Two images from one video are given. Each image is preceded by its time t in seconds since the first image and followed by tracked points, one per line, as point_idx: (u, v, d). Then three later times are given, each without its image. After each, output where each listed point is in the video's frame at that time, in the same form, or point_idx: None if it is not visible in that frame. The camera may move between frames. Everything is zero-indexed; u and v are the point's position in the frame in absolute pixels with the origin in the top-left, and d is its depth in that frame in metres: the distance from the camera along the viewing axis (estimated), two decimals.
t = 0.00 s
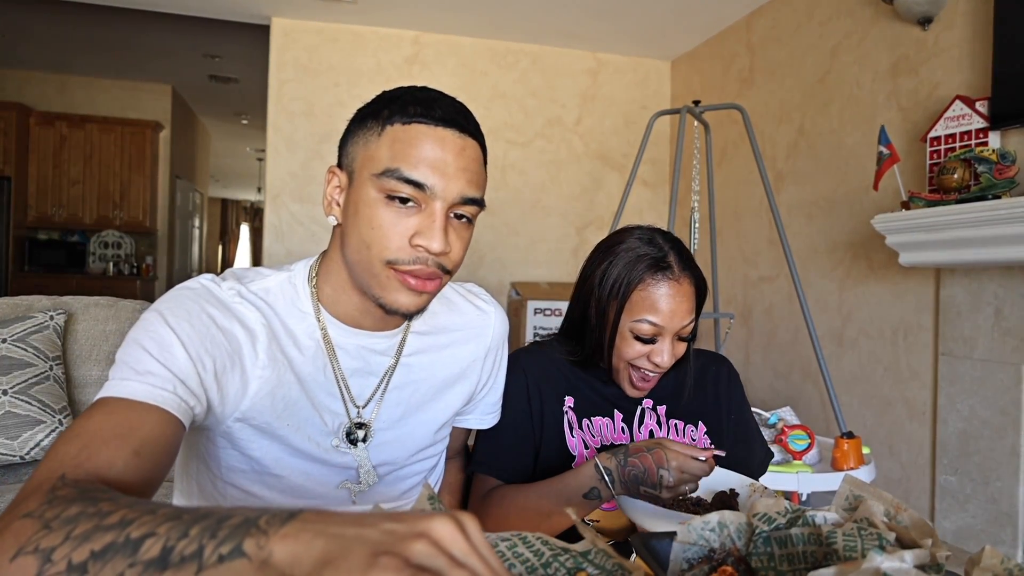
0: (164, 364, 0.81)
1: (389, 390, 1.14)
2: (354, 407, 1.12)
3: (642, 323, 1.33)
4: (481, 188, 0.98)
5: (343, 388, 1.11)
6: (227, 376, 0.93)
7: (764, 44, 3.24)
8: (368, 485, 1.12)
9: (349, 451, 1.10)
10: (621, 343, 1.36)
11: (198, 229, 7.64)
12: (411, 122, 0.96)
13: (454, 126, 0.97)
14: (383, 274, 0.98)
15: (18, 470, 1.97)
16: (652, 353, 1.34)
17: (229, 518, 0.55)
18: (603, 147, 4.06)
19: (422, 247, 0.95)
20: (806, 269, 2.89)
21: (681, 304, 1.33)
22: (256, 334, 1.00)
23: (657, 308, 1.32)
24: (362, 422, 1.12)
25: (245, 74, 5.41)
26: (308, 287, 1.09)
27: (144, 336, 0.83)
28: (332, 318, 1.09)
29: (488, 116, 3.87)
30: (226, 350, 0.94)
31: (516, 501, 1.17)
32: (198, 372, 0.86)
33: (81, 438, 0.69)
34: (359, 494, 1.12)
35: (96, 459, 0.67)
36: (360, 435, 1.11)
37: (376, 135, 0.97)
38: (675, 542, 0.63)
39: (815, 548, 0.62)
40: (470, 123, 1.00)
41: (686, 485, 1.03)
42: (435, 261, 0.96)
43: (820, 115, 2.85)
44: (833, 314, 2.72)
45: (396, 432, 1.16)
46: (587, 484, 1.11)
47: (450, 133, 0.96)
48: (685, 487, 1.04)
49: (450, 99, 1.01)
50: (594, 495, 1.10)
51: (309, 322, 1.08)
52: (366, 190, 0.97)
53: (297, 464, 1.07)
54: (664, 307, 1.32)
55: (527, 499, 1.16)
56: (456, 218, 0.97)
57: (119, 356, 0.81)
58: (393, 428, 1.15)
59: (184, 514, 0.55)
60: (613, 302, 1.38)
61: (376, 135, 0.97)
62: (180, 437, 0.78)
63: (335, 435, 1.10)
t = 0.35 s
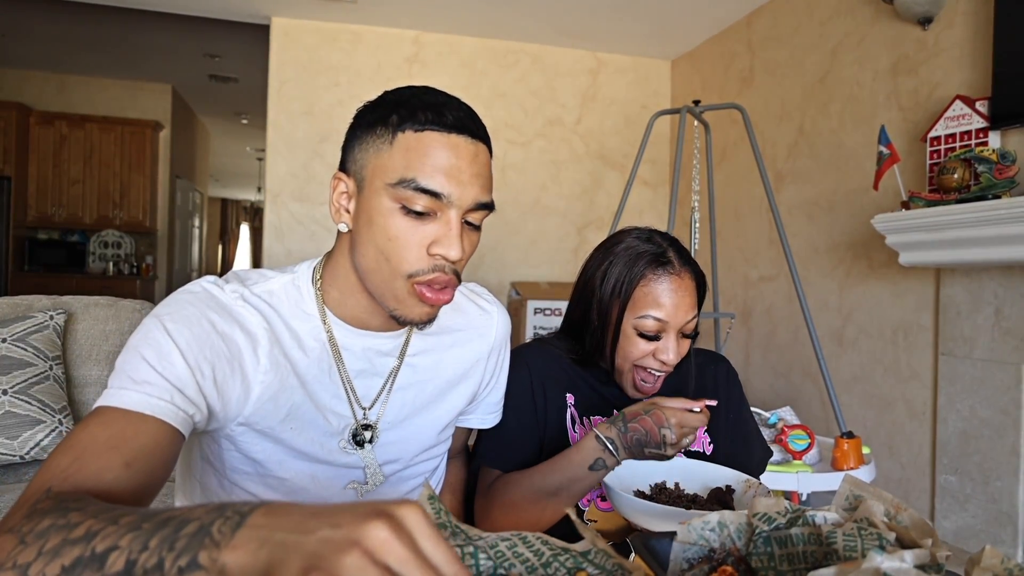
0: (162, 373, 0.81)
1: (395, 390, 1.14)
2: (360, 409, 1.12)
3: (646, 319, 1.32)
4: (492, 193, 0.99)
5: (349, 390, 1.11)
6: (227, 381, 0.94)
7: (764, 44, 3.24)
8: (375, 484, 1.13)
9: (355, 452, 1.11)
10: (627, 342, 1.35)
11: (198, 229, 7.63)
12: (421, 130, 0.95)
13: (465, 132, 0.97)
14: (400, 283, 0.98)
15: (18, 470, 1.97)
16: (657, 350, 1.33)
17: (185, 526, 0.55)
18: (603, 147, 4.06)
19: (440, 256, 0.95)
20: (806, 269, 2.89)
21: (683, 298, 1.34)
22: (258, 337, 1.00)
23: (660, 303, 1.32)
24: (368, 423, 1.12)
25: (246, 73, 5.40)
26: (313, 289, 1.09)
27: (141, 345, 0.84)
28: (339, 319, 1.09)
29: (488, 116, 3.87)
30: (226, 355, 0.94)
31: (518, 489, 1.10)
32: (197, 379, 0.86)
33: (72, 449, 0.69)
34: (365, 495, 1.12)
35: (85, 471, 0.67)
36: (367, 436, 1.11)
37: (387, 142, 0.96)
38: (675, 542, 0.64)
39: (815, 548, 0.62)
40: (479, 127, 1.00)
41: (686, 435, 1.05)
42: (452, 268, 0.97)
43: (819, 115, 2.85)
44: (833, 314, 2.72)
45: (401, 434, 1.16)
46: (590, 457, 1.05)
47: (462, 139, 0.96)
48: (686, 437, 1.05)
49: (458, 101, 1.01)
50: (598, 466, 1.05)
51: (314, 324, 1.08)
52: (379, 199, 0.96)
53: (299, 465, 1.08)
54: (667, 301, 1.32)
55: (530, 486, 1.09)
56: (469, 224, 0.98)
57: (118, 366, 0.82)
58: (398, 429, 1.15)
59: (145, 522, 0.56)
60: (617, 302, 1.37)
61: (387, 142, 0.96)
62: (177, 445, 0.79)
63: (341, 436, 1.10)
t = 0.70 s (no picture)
0: (153, 387, 0.81)
1: (394, 391, 1.14)
2: (360, 411, 1.12)
3: (638, 295, 1.30)
4: (490, 190, 0.99)
5: (348, 392, 1.11)
6: (223, 389, 0.94)
7: (764, 44, 3.24)
8: (375, 486, 1.13)
9: (356, 453, 1.12)
10: (623, 325, 1.32)
11: (198, 229, 7.64)
12: (417, 131, 0.95)
13: (461, 131, 0.97)
14: (405, 285, 0.97)
15: (18, 470, 1.97)
16: (655, 328, 1.30)
17: (148, 538, 0.53)
18: (603, 147, 4.06)
19: (443, 257, 0.95)
20: (806, 269, 2.89)
21: (673, 272, 1.32)
22: (253, 343, 1.00)
23: (650, 278, 1.30)
24: (368, 424, 1.12)
25: (246, 74, 5.41)
26: (310, 292, 1.09)
27: (133, 359, 0.84)
28: (337, 321, 1.09)
29: (489, 116, 3.87)
30: (221, 363, 0.94)
31: (526, 457, 1.09)
32: (189, 391, 0.86)
33: (60, 466, 0.70)
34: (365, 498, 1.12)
35: (70, 487, 0.67)
36: (367, 438, 1.12)
37: (383, 144, 0.96)
38: (675, 542, 0.64)
39: (815, 548, 0.62)
40: (473, 125, 1.00)
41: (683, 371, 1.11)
42: (456, 268, 0.97)
43: (820, 115, 2.85)
44: (833, 313, 2.72)
45: (402, 435, 1.16)
46: (601, 406, 1.07)
47: (458, 138, 0.96)
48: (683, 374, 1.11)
49: (450, 100, 1.01)
50: (610, 413, 1.07)
51: (311, 326, 1.08)
52: (378, 203, 0.96)
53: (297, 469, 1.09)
54: (657, 276, 1.30)
55: (539, 451, 1.07)
56: (469, 223, 0.98)
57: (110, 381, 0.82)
58: (397, 430, 1.15)
59: (111, 536, 0.54)
60: (607, 287, 1.35)
61: (383, 144, 0.96)
62: (166, 460, 0.79)
63: (342, 438, 1.10)
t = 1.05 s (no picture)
0: (148, 391, 0.82)
1: (387, 386, 1.15)
2: (354, 406, 1.13)
3: (640, 296, 1.29)
4: (469, 183, 0.99)
5: (342, 386, 1.11)
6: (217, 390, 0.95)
7: (764, 44, 3.24)
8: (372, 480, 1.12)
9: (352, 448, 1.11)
10: (624, 326, 1.31)
11: (198, 229, 7.64)
12: (392, 123, 0.96)
13: (436, 123, 0.97)
14: (379, 275, 0.97)
15: (18, 470, 1.96)
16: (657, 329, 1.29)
17: (150, 506, 0.62)
18: (603, 147, 4.06)
19: (417, 247, 0.94)
20: (806, 269, 2.89)
21: (675, 274, 1.31)
22: (244, 342, 1.01)
23: (652, 279, 1.30)
24: (363, 419, 1.13)
25: (246, 74, 5.41)
26: (300, 289, 1.09)
27: (127, 365, 0.84)
28: (327, 317, 1.09)
29: (489, 116, 3.86)
30: (213, 364, 0.95)
31: (524, 461, 1.08)
32: (184, 393, 0.87)
33: (62, 474, 0.72)
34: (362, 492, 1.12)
35: (71, 491, 0.70)
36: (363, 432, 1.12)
37: (359, 137, 0.96)
38: (675, 542, 0.64)
39: (815, 548, 0.62)
40: (452, 118, 1.00)
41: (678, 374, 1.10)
42: (431, 259, 0.96)
43: (819, 114, 2.85)
44: (833, 313, 2.72)
45: (396, 428, 1.17)
46: (595, 409, 1.06)
47: (433, 130, 0.96)
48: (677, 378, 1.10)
49: (430, 94, 1.01)
50: (603, 416, 1.07)
51: (303, 324, 1.08)
52: (354, 195, 0.96)
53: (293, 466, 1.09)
54: (659, 278, 1.30)
55: (536, 455, 1.07)
56: (447, 214, 0.97)
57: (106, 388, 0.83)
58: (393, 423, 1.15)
59: (115, 513, 0.63)
60: (608, 288, 1.34)
61: (359, 136, 0.96)
62: (169, 461, 0.81)
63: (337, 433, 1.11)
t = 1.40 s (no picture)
0: (140, 397, 0.82)
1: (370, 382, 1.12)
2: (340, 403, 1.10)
3: (624, 263, 1.41)
4: (441, 176, 0.98)
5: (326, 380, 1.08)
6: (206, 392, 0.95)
7: (764, 44, 3.25)
8: (358, 478, 1.10)
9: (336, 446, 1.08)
10: (614, 294, 1.41)
11: (198, 229, 7.63)
12: (361, 117, 0.95)
13: (406, 116, 0.96)
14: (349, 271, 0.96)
15: (18, 470, 1.96)
16: (644, 292, 1.39)
17: (163, 479, 0.65)
18: (603, 147, 4.06)
19: (386, 241, 0.93)
20: (806, 269, 2.89)
21: (654, 244, 1.44)
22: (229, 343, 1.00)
23: (634, 250, 1.42)
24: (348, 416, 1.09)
25: (246, 74, 5.41)
26: (284, 288, 1.08)
27: (116, 373, 0.85)
28: (311, 314, 1.07)
29: (489, 115, 3.86)
30: (200, 366, 0.94)
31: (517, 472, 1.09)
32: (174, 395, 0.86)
33: (66, 486, 0.73)
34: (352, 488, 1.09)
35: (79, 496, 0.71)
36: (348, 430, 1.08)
37: (330, 132, 0.97)
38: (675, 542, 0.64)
39: (815, 547, 0.62)
40: (425, 112, 1.00)
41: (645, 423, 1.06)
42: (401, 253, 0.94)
43: (819, 114, 2.85)
44: (833, 313, 2.72)
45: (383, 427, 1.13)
46: (561, 459, 1.10)
47: (402, 123, 0.95)
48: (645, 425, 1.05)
49: (402, 88, 1.01)
50: (571, 465, 1.10)
51: (287, 322, 1.07)
52: (325, 190, 0.96)
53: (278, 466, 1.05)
54: (641, 247, 1.43)
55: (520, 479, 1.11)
56: (419, 209, 0.96)
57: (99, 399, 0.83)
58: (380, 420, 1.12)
59: (127, 496, 0.66)
60: (595, 265, 1.45)
61: (330, 132, 0.97)
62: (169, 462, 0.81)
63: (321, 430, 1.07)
